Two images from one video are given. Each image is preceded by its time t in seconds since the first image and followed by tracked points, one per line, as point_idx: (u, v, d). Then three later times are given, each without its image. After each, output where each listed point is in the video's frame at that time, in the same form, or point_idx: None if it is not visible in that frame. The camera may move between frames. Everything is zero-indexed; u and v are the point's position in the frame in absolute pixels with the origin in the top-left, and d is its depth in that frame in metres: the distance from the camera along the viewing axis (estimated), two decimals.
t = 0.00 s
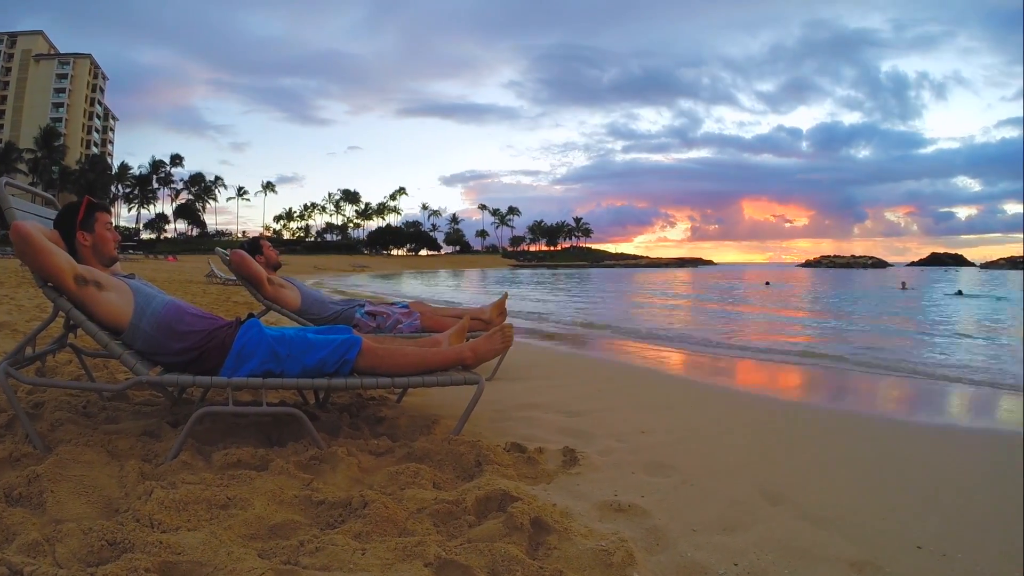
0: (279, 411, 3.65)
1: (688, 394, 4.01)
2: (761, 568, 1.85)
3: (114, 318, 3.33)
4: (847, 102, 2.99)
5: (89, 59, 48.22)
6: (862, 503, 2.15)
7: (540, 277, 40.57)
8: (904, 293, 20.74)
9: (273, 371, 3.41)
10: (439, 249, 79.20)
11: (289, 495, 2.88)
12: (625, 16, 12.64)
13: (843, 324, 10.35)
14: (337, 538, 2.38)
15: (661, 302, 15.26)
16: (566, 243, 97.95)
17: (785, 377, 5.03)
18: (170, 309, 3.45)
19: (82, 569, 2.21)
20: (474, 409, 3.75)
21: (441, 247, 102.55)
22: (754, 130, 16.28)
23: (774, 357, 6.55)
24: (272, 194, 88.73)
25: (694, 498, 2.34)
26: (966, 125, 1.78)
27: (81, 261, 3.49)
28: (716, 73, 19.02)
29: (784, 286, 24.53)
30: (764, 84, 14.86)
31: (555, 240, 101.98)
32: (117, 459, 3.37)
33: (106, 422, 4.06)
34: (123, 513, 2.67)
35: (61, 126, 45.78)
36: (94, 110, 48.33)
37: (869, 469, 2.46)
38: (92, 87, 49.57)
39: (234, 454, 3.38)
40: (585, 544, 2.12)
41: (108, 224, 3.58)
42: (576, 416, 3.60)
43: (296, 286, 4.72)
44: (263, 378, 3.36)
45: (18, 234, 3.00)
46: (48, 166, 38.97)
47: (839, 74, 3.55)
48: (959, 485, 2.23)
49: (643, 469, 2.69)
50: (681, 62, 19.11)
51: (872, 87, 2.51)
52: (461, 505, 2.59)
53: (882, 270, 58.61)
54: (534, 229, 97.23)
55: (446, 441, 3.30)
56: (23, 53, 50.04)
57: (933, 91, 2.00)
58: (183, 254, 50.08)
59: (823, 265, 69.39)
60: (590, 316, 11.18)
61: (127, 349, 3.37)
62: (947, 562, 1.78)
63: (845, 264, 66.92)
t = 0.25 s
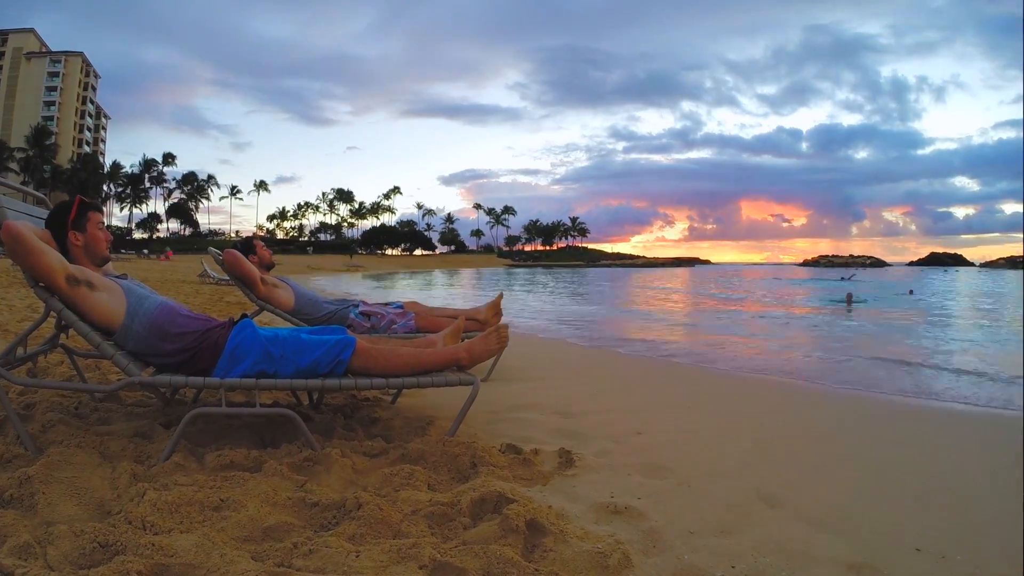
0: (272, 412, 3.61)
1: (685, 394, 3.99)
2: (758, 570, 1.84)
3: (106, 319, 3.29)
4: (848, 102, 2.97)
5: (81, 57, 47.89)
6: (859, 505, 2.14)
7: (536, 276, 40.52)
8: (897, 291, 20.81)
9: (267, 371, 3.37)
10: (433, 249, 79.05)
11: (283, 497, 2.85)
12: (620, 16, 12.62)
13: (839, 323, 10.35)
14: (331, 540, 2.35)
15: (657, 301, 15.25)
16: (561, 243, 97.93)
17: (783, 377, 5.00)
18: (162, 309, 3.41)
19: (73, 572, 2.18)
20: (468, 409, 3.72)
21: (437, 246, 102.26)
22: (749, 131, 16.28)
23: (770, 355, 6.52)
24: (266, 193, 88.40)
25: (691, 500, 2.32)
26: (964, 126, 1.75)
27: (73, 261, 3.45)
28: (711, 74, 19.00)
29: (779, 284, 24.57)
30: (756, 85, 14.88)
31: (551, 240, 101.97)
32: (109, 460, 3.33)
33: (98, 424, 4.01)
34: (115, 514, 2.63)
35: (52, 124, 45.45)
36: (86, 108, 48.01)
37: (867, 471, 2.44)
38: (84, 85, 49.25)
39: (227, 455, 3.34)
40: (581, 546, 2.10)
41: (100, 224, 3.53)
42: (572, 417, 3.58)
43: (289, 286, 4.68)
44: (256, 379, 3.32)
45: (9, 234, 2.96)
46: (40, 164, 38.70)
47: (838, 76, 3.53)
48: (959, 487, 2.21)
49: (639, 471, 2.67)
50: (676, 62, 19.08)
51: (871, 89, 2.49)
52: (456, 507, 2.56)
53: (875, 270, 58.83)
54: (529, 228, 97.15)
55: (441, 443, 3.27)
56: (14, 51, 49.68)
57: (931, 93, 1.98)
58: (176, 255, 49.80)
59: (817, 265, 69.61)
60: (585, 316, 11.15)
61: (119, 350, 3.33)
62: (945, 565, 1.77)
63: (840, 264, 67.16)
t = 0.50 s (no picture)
0: (265, 413, 3.57)
1: (681, 396, 3.97)
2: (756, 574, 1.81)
3: (97, 319, 3.24)
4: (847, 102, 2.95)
5: (72, 56, 47.55)
6: (856, 508, 2.12)
7: (531, 276, 40.47)
8: (891, 291, 20.88)
9: (259, 372, 3.33)
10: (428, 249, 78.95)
11: (275, 499, 2.81)
12: (616, 16, 12.61)
13: (834, 323, 10.36)
14: (324, 543, 2.31)
15: (652, 301, 15.24)
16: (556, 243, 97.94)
17: (780, 379, 4.99)
18: (154, 310, 3.37)
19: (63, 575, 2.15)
20: (463, 411, 3.68)
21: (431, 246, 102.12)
22: (746, 133, 16.27)
23: (767, 356, 6.51)
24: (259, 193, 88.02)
25: (688, 501, 2.30)
26: (962, 127, 1.74)
27: (64, 261, 3.40)
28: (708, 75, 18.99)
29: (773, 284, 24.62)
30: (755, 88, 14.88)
31: (546, 240, 101.93)
32: (100, 462, 3.28)
33: (90, 425, 3.96)
34: (105, 517, 2.59)
35: (43, 123, 45.11)
36: (77, 107, 47.67)
37: (865, 473, 2.42)
38: (75, 84, 48.91)
39: (219, 457, 3.30)
40: (576, 548, 2.07)
41: (91, 223, 3.48)
42: (567, 418, 3.56)
43: (282, 285, 4.64)
44: (249, 380, 3.28)
45: None
46: (30, 163, 38.39)
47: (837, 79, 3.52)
48: (958, 490, 2.20)
49: (635, 472, 2.65)
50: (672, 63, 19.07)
51: (872, 92, 2.47)
52: (451, 509, 2.53)
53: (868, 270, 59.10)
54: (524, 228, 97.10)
55: (435, 444, 3.24)
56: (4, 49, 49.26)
57: (930, 96, 1.97)
58: (169, 254, 49.48)
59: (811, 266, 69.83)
60: (581, 316, 11.12)
61: (110, 351, 3.29)
62: (945, 568, 1.75)
63: (833, 265, 67.42)
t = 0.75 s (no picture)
0: (257, 415, 3.53)
1: (678, 400, 3.95)
2: None
3: (87, 319, 3.20)
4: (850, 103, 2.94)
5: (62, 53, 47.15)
6: (854, 511, 2.11)
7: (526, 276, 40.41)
8: (886, 292, 20.96)
9: (251, 373, 3.29)
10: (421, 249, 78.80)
11: (267, 501, 2.77)
12: (611, 15, 12.60)
13: (829, 324, 10.37)
14: (317, 545, 2.28)
15: (648, 302, 15.25)
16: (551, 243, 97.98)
17: (778, 382, 4.98)
18: (145, 310, 3.33)
19: None
20: (457, 412, 3.65)
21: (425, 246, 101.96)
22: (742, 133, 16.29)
23: (764, 358, 6.50)
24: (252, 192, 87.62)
25: (684, 504, 2.28)
26: (961, 127, 1.73)
27: (53, 261, 3.34)
28: (705, 76, 19.00)
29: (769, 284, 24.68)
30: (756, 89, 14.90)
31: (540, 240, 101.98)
32: (90, 464, 3.23)
33: (79, 426, 3.91)
34: (95, 519, 2.55)
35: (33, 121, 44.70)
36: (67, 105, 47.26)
37: (863, 477, 2.41)
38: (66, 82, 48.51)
39: (210, 459, 3.25)
40: (571, 551, 2.05)
41: (81, 222, 3.42)
42: (562, 419, 3.53)
43: (274, 285, 4.59)
44: (241, 380, 3.24)
45: None
46: (19, 161, 38.03)
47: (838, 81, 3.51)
48: (956, 495, 2.18)
49: (631, 474, 2.62)
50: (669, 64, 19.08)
51: (873, 94, 2.46)
52: (444, 512, 2.50)
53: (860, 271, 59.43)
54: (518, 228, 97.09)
55: (429, 446, 3.21)
56: None
57: (930, 97, 1.96)
58: (163, 253, 49.14)
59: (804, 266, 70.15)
60: (577, 316, 11.09)
61: (101, 352, 3.24)
62: (944, 572, 1.73)
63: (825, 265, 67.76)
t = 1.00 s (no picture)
0: (248, 416, 3.48)
1: (676, 397, 3.94)
2: None
3: (76, 319, 3.17)
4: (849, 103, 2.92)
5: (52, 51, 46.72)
6: (852, 513, 2.09)
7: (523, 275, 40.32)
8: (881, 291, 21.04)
9: (242, 374, 3.25)
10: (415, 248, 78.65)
11: (258, 503, 2.73)
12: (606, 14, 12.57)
13: (826, 322, 10.38)
14: (309, 548, 2.25)
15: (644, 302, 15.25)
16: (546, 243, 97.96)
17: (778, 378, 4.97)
18: (135, 310, 3.28)
19: None
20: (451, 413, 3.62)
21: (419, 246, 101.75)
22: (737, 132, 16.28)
23: (762, 355, 6.49)
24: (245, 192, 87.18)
25: (680, 505, 2.26)
26: (959, 127, 1.73)
27: (43, 261, 3.29)
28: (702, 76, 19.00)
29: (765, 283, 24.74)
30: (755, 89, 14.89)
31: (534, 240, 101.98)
32: (80, 466, 3.19)
33: (69, 428, 3.86)
34: (85, 522, 2.51)
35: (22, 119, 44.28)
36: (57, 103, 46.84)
37: (861, 477, 2.40)
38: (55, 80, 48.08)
39: (201, 460, 3.20)
40: (566, 554, 2.02)
41: (71, 222, 3.37)
42: (557, 420, 3.50)
43: (266, 285, 4.54)
44: (232, 381, 3.19)
45: None
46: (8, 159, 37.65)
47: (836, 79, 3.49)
48: (952, 494, 2.18)
49: (627, 476, 2.60)
50: (666, 64, 19.07)
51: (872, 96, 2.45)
52: (438, 514, 2.47)
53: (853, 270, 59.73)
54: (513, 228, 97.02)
55: (422, 447, 3.17)
56: None
57: (929, 99, 1.96)
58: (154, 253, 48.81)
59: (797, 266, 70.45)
60: (573, 316, 11.07)
61: (90, 352, 3.20)
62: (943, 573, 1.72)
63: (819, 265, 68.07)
